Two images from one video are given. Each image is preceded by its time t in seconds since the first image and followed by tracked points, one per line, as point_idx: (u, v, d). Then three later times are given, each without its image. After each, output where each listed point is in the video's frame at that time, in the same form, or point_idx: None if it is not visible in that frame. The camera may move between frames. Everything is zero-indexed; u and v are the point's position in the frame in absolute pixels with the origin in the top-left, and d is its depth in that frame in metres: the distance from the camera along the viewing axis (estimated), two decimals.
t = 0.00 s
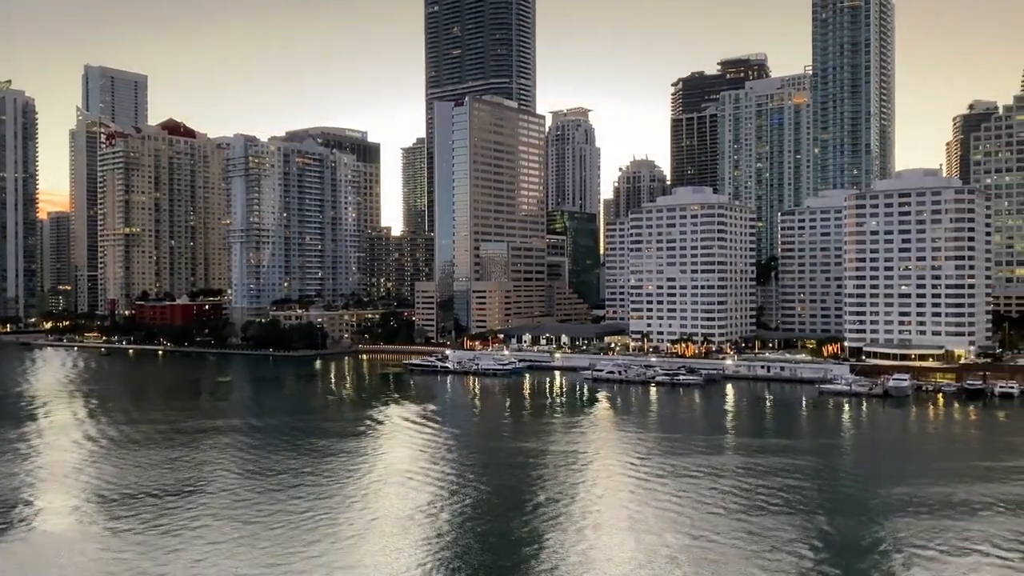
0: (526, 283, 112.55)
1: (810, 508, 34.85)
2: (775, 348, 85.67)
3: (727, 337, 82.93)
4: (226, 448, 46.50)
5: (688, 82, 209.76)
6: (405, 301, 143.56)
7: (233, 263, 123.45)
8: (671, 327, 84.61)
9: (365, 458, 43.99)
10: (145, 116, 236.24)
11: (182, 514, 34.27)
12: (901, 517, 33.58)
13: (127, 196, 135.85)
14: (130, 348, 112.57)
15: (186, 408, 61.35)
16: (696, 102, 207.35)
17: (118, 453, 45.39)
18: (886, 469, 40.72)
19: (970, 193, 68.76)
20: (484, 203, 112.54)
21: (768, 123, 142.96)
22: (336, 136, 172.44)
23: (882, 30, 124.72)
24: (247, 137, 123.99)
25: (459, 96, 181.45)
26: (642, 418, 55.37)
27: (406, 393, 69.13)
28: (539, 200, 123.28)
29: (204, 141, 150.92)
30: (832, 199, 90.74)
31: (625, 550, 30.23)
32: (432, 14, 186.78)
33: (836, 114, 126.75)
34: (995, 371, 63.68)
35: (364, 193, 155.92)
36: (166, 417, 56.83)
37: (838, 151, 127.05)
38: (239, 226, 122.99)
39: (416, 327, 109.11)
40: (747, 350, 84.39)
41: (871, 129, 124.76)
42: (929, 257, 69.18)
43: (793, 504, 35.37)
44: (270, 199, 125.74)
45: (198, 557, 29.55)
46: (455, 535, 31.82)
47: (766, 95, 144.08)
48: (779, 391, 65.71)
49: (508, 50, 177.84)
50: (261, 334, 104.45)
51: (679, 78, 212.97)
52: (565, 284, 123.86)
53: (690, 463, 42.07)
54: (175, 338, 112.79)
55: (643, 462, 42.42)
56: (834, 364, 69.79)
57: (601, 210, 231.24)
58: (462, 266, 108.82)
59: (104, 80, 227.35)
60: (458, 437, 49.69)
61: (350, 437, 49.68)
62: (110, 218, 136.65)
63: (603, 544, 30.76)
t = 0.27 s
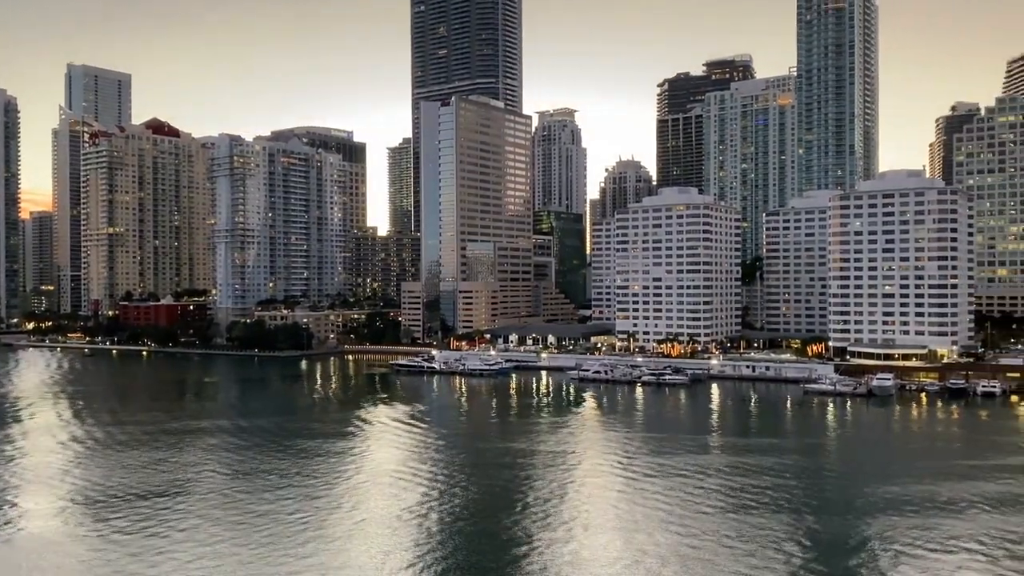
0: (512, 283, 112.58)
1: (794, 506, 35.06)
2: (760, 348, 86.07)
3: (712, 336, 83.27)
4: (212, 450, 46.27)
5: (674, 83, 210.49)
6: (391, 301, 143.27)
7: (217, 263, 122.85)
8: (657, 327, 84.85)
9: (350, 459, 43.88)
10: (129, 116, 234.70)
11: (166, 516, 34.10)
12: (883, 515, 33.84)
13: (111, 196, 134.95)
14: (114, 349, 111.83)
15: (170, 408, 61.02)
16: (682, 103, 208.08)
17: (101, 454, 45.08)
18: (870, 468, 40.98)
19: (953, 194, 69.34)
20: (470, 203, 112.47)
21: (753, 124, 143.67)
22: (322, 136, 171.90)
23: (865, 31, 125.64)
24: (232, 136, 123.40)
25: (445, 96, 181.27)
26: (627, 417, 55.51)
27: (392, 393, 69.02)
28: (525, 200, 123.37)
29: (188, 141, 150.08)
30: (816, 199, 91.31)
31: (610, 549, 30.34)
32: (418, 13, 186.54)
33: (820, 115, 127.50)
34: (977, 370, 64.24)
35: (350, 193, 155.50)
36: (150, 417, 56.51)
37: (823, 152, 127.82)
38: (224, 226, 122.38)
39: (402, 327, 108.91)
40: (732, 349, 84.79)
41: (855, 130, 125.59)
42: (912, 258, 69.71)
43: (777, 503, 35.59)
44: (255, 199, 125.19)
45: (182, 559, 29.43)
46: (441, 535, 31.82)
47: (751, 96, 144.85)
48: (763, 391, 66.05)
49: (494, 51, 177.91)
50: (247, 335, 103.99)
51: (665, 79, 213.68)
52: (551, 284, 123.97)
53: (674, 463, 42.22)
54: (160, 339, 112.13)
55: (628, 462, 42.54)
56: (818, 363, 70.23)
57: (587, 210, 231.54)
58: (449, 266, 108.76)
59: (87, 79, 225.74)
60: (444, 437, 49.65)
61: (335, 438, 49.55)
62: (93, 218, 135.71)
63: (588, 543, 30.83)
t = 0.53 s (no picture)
0: (497, 283, 112.58)
1: (777, 505, 35.28)
2: (744, 347, 86.51)
3: (696, 336, 83.61)
4: (194, 450, 46.01)
5: (658, 84, 211.20)
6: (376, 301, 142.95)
7: (200, 263, 122.11)
8: (641, 327, 85.09)
9: (334, 460, 43.75)
10: (111, 115, 232.78)
11: (149, 517, 33.87)
12: (865, 513, 34.11)
13: (92, 195, 133.84)
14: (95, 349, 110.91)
15: (153, 409, 60.60)
16: (666, 104, 208.83)
17: (83, 456, 44.70)
18: (852, 467, 41.26)
19: (934, 195, 69.94)
20: (455, 203, 112.37)
21: (737, 125, 144.40)
22: (306, 136, 171.22)
23: (847, 33, 126.49)
24: (215, 135, 122.68)
25: (429, 96, 180.98)
26: (612, 417, 55.66)
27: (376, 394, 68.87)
28: (510, 200, 123.45)
29: (171, 140, 149.05)
30: (799, 200, 91.89)
31: (595, 549, 30.40)
32: (402, 13, 186.17)
33: (803, 116, 128.31)
34: (956, 370, 64.95)
35: (334, 193, 155.01)
36: (133, 419, 56.09)
37: (805, 153, 128.64)
38: (207, 226, 121.64)
39: (387, 327, 108.63)
40: (716, 349, 85.18)
41: (837, 131, 126.46)
42: (894, 258, 70.27)
43: (760, 502, 35.81)
44: (239, 199, 124.53)
45: (166, 561, 29.27)
46: (426, 536, 31.77)
47: (734, 97, 145.52)
48: (747, 390, 66.39)
49: (479, 51, 177.95)
50: (230, 335, 103.38)
51: (649, 80, 214.38)
52: (536, 284, 124.06)
53: (658, 462, 42.38)
54: (142, 340, 111.34)
55: (612, 461, 42.65)
56: (801, 363, 70.67)
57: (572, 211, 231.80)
58: (433, 266, 108.63)
59: (68, 77, 223.50)
60: (428, 437, 49.58)
61: (319, 438, 49.39)
62: (75, 217, 134.58)
63: (574, 543, 30.88)
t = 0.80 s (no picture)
0: (480, 283, 112.50)
1: (759, 504, 35.41)
2: (726, 347, 86.93)
3: (679, 336, 83.94)
4: (174, 452, 45.62)
5: (640, 85, 211.83)
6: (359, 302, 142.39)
7: (181, 263, 121.21)
8: (624, 327, 85.29)
9: (317, 460, 43.51)
10: (90, 113, 230.56)
11: (129, 519, 33.56)
12: (846, 512, 34.31)
13: (72, 194, 132.56)
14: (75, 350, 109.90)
15: (133, 410, 60.05)
16: (648, 104, 209.48)
17: (62, 458, 44.24)
18: (833, 466, 41.50)
19: (913, 196, 70.55)
20: (438, 203, 112.18)
21: (719, 126, 145.06)
22: (288, 135, 170.39)
23: (828, 35, 127.36)
24: (196, 134, 121.76)
25: (412, 96, 180.50)
26: (595, 417, 55.71)
27: (359, 394, 68.62)
28: (493, 200, 123.41)
29: (152, 139, 147.80)
30: (780, 200, 92.43)
31: (578, 548, 30.40)
32: (385, 12, 185.59)
33: (785, 118, 129.05)
34: (935, 369, 65.60)
35: (316, 193, 154.34)
36: (112, 420, 55.54)
37: (786, 154, 129.41)
38: (188, 226, 120.76)
39: (370, 327, 108.26)
40: (699, 348, 85.57)
41: (818, 133, 127.32)
42: (874, 258, 70.82)
43: (742, 500, 35.98)
44: (220, 198, 123.66)
45: (146, 563, 28.98)
46: (409, 537, 31.65)
47: (716, 98, 146.13)
48: (729, 389, 66.68)
49: (462, 51, 177.83)
50: (212, 335, 102.67)
51: (631, 80, 214.95)
52: (519, 284, 124.08)
53: (641, 461, 42.44)
54: (122, 340, 110.45)
55: (595, 461, 42.68)
56: (783, 363, 71.08)
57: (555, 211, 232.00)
58: (416, 266, 108.39)
59: (46, 75, 221.03)
60: (411, 438, 49.44)
61: (302, 439, 49.13)
62: (54, 217, 133.26)
63: (557, 543, 30.87)
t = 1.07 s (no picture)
0: (463, 283, 112.43)
1: (739, 503, 35.62)
2: (707, 347, 87.33)
3: (660, 336, 84.25)
4: (153, 453, 45.19)
5: (623, 86, 212.42)
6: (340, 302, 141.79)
7: (160, 263, 120.18)
8: (607, 327, 85.46)
9: (297, 461, 43.29)
10: (68, 112, 228.08)
11: (109, 521, 33.26)
12: (825, 510, 34.55)
13: (49, 193, 131.04)
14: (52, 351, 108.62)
15: (111, 412, 59.46)
16: (630, 105, 210.15)
17: (39, 460, 43.73)
18: (813, 464, 41.83)
19: (892, 196, 71.13)
20: (420, 203, 111.91)
21: (700, 126, 145.76)
22: (269, 134, 169.38)
23: (808, 36, 128.20)
24: (176, 134, 120.73)
25: (394, 95, 179.97)
26: (576, 416, 55.84)
27: (340, 395, 68.26)
28: (476, 201, 123.41)
29: (130, 138, 146.38)
30: (761, 201, 92.93)
31: (560, 548, 30.43)
32: (367, 11, 184.90)
33: (765, 119, 129.85)
34: (914, 368, 66.24)
35: (297, 192, 153.59)
36: (90, 422, 54.95)
37: (767, 155, 130.24)
38: (167, 226, 119.72)
39: (351, 328, 107.82)
40: (680, 348, 85.93)
41: (798, 134, 128.18)
42: (853, 259, 71.37)
43: (723, 499, 36.16)
44: (200, 197, 122.68)
45: (126, 565, 28.72)
46: (391, 537, 31.54)
47: (698, 99, 146.69)
48: (710, 389, 66.97)
49: (444, 50, 177.56)
50: (191, 336, 101.89)
51: (614, 81, 215.50)
52: (501, 284, 124.10)
53: (623, 461, 42.54)
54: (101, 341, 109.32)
55: (577, 461, 42.72)
56: (763, 362, 71.52)
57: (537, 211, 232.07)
58: (398, 266, 108.07)
59: (23, 73, 218.43)
60: (393, 438, 49.33)
61: (282, 440, 48.86)
62: (31, 216, 131.69)
63: (539, 543, 30.88)
